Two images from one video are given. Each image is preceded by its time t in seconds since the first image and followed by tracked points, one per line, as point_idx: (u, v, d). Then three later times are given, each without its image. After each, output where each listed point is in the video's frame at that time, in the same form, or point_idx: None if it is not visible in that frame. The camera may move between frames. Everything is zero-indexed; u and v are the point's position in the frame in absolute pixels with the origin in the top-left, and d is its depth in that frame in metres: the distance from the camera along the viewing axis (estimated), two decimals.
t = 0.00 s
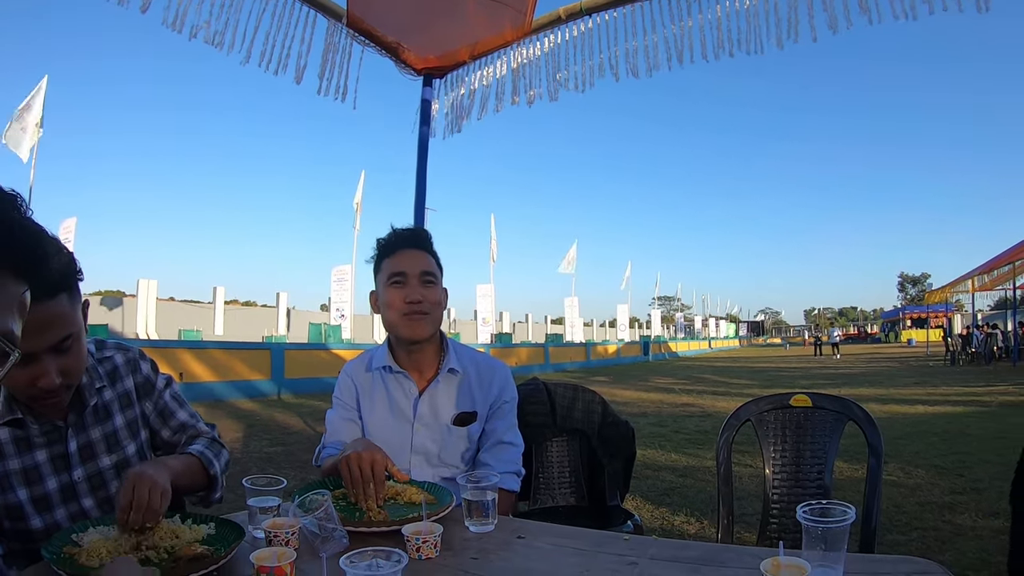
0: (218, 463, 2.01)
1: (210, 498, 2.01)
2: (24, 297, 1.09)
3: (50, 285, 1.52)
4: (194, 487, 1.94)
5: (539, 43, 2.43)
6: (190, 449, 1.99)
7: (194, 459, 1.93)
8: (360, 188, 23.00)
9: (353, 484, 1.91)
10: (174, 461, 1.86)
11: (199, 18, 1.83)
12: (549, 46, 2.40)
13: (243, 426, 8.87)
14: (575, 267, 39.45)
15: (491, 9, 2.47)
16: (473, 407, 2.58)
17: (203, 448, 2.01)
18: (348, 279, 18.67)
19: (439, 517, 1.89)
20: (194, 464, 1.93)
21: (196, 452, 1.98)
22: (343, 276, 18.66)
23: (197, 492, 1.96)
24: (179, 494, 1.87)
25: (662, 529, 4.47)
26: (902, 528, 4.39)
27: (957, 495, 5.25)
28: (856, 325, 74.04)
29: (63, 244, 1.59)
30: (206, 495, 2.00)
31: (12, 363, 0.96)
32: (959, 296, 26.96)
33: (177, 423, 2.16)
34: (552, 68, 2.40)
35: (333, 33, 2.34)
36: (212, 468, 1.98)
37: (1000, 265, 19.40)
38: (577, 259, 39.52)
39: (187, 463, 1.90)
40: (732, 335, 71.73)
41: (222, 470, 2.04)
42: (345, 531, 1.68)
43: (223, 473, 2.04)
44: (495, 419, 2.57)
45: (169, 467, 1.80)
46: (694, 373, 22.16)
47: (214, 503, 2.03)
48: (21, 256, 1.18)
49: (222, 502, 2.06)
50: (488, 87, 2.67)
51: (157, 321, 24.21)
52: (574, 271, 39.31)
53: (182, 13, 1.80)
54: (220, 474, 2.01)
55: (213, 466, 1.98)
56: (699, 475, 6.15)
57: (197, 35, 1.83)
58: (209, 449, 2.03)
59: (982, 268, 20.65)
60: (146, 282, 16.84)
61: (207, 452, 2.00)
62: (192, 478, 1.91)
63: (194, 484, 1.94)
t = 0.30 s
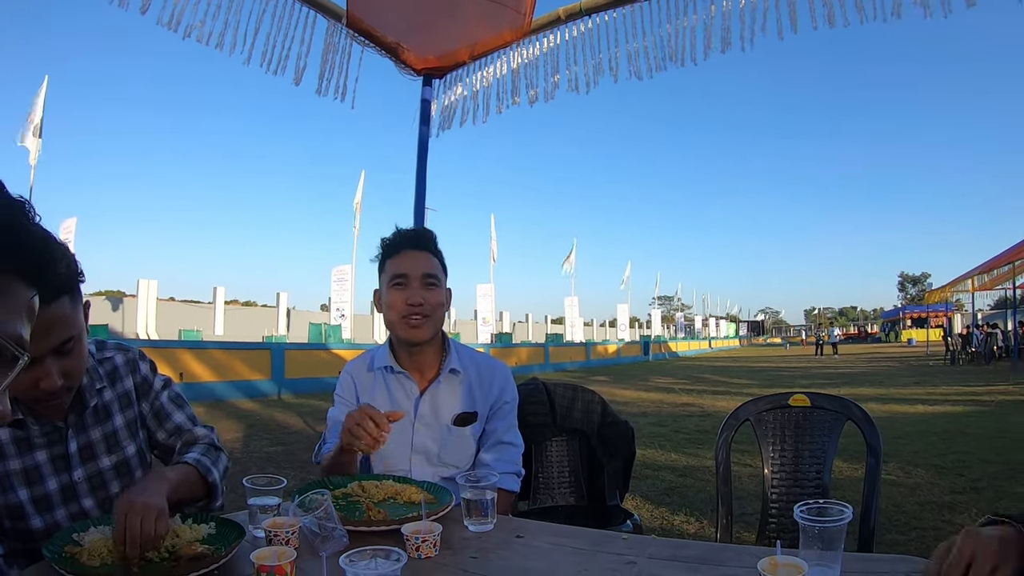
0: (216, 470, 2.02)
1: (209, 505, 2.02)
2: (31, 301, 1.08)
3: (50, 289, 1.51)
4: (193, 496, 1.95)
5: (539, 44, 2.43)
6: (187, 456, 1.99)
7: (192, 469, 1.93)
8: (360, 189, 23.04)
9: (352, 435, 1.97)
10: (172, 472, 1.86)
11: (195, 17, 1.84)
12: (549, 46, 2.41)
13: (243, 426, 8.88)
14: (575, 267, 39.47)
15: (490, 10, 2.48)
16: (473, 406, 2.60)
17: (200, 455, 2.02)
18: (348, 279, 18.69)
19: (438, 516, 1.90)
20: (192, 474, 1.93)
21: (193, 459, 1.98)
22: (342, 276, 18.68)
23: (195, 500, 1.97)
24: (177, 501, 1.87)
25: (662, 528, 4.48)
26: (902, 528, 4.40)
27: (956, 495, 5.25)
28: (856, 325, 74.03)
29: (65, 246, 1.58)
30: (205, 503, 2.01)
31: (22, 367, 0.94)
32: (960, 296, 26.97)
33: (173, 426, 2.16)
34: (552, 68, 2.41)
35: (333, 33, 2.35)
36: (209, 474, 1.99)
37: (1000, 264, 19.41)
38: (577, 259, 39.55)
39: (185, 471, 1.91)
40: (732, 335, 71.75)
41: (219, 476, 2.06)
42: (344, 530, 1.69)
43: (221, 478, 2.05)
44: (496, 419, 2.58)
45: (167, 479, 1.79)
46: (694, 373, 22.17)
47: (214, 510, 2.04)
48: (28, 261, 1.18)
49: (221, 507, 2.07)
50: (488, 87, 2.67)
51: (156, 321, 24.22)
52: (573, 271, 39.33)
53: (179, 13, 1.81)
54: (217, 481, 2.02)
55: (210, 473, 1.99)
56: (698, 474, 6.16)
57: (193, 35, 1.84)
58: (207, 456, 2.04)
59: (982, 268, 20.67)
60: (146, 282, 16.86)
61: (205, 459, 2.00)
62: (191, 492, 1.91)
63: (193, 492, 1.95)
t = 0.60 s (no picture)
0: (223, 468, 2.04)
1: (214, 503, 2.03)
2: (35, 302, 1.08)
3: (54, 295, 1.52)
4: (201, 494, 1.96)
5: (538, 46, 2.44)
6: (195, 455, 2.01)
7: (200, 467, 1.95)
8: (361, 191, 23.08)
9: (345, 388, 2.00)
10: (181, 471, 1.87)
11: (197, 20, 1.85)
12: (548, 49, 2.42)
13: (243, 428, 8.88)
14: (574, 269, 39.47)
15: (490, 13, 2.49)
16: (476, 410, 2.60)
17: (207, 454, 2.04)
18: (348, 281, 18.69)
19: (439, 519, 1.90)
20: (200, 472, 1.95)
21: (200, 457, 2.00)
22: (343, 278, 18.68)
23: (202, 499, 1.98)
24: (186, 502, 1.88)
25: (662, 530, 4.48)
26: (902, 530, 4.40)
27: (957, 496, 5.25)
28: (857, 327, 74.01)
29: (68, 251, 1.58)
30: (210, 500, 2.02)
31: (25, 369, 0.95)
32: (960, 298, 26.95)
33: (178, 426, 2.18)
34: (551, 71, 2.42)
35: (333, 36, 2.37)
36: (216, 473, 2.00)
37: (1000, 266, 19.40)
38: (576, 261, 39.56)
39: (194, 469, 1.93)
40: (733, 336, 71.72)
41: (225, 475, 2.07)
42: (345, 532, 1.70)
43: (227, 477, 2.06)
44: (498, 423, 2.58)
45: (177, 478, 1.81)
46: (695, 374, 22.14)
47: (220, 508, 2.05)
48: (34, 263, 1.19)
49: (227, 506, 2.08)
50: (488, 90, 2.69)
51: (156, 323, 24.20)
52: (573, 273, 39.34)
53: (180, 16, 1.83)
54: (224, 479, 2.04)
55: (217, 471, 2.01)
56: (698, 477, 6.17)
57: (195, 38, 1.86)
58: (213, 454, 2.06)
59: (982, 269, 20.66)
60: (146, 284, 16.87)
61: (211, 458, 2.02)
62: (200, 485, 1.93)
63: (201, 490, 1.96)
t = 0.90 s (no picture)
0: (226, 469, 2.04)
1: (217, 501, 2.03)
2: (37, 297, 1.09)
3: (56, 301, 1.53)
4: (205, 492, 1.96)
5: (538, 49, 2.45)
6: (198, 454, 2.02)
7: (205, 468, 1.95)
8: (361, 193, 23.12)
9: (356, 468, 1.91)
10: (189, 471, 1.87)
11: (198, 24, 1.86)
12: (548, 51, 2.42)
13: (243, 430, 8.88)
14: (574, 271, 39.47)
15: (490, 16, 2.50)
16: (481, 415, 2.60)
17: (212, 454, 2.04)
18: (348, 283, 18.69)
19: (438, 521, 1.90)
20: (205, 472, 1.95)
21: (204, 457, 2.01)
22: (343, 280, 18.67)
23: (205, 498, 1.98)
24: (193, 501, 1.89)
25: (662, 532, 4.48)
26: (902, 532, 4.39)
27: (957, 498, 5.25)
28: (857, 329, 74.03)
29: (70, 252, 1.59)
30: (214, 498, 2.02)
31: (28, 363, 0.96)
32: (960, 299, 26.93)
33: (181, 426, 2.20)
34: (550, 73, 2.43)
35: (333, 39, 2.37)
36: (220, 473, 2.00)
37: (1001, 267, 19.40)
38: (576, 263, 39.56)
39: (200, 469, 1.93)
40: (733, 339, 71.68)
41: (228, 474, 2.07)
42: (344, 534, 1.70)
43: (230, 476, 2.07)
44: (502, 428, 2.58)
45: (185, 479, 1.82)
46: (695, 376, 22.14)
47: (223, 507, 2.05)
48: (38, 261, 1.20)
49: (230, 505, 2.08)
50: (487, 92, 2.69)
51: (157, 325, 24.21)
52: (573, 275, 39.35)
53: (182, 19, 1.83)
54: (227, 479, 2.03)
55: (220, 471, 2.01)
56: (699, 478, 6.16)
57: (197, 41, 1.86)
58: (217, 454, 2.06)
59: (982, 271, 20.66)
60: (146, 286, 16.88)
61: (216, 458, 2.03)
62: (204, 483, 1.93)
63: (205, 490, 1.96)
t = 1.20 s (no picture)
0: (219, 459, 2.04)
1: (213, 492, 2.05)
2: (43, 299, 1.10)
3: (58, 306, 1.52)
4: (193, 484, 1.96)
5: (536, 49, 2.46)
6: (191, 446, 2.02)
7: (193, 458, 1.96)
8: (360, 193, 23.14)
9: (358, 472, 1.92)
10: (172, 459, 1.89)
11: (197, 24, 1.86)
12: (546, 52, 2.43)
13: (243, 431, 8.88)
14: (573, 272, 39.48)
15: (488, 17, 2.51)
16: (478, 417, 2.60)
17: (205, 445, 2.04)
18: (347, 284, 18.69)
19: (435, 521, 1.90)
20: (193, 461, 1.95)
21: (196, 448, 2.01)
22: (342, 281, 18.65)
23: (199, 487, 1.99)
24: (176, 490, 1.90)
25: (661, 533, 4.49)
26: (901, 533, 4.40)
27: (956, 499, 5.26)
28: (857, 330, 74.01)
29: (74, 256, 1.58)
30: (208, 489, 2.03)
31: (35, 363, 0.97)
32: (959, 300, 26.96)
33: (182, 423, 2.21)
34: (549, 74, 2.44)
35: (332, 40, 2.38)
36: (212, 464, 2.00)
37: (1000, 267, 19.42)
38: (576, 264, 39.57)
39: (185, 460, 1.93)
40: (733, 339, 71.72)
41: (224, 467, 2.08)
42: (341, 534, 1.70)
43: (224, 468, 2.06)
44: (500, 430, 2.57)
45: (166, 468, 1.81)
46: (694, 377, 22.15)
47: (218, 497, 2.06)
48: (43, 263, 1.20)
49: (225, 495, 2.09)
50: (486, 92, 2.70)
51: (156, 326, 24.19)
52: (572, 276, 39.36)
53: (181, 19, 1.84)
54: (221, 469, 2.04)
55: (213, 462, 2.01)
56: (698, 479, 6.18)
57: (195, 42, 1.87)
58: (210, 446, 2.06)
59: (981, 271, 20.68)
60: (146, 287, 16.87)
61: (207, 449, 2.03)
62: (191, 474, 1.94)
63: (193, 481, 1.96)
